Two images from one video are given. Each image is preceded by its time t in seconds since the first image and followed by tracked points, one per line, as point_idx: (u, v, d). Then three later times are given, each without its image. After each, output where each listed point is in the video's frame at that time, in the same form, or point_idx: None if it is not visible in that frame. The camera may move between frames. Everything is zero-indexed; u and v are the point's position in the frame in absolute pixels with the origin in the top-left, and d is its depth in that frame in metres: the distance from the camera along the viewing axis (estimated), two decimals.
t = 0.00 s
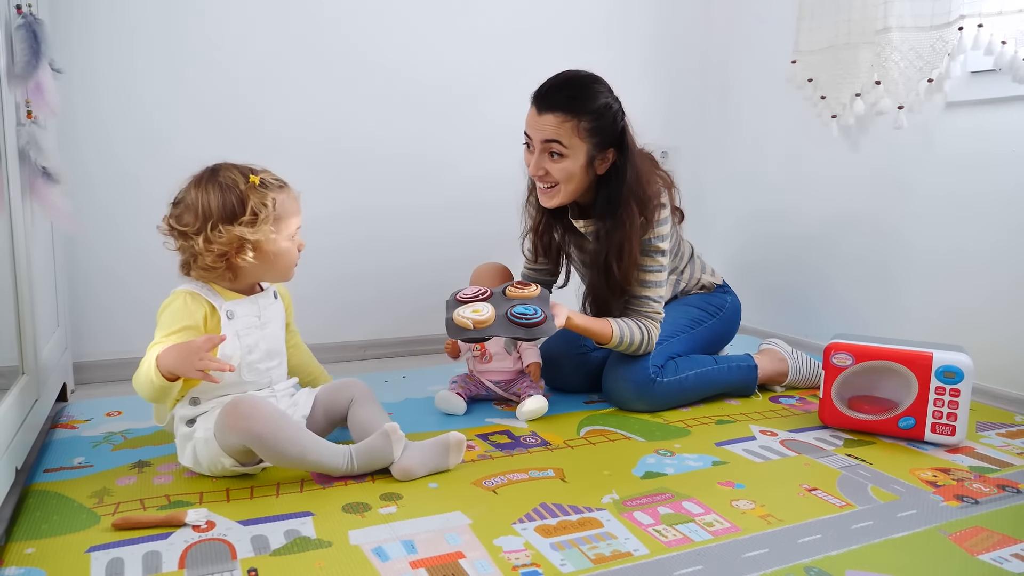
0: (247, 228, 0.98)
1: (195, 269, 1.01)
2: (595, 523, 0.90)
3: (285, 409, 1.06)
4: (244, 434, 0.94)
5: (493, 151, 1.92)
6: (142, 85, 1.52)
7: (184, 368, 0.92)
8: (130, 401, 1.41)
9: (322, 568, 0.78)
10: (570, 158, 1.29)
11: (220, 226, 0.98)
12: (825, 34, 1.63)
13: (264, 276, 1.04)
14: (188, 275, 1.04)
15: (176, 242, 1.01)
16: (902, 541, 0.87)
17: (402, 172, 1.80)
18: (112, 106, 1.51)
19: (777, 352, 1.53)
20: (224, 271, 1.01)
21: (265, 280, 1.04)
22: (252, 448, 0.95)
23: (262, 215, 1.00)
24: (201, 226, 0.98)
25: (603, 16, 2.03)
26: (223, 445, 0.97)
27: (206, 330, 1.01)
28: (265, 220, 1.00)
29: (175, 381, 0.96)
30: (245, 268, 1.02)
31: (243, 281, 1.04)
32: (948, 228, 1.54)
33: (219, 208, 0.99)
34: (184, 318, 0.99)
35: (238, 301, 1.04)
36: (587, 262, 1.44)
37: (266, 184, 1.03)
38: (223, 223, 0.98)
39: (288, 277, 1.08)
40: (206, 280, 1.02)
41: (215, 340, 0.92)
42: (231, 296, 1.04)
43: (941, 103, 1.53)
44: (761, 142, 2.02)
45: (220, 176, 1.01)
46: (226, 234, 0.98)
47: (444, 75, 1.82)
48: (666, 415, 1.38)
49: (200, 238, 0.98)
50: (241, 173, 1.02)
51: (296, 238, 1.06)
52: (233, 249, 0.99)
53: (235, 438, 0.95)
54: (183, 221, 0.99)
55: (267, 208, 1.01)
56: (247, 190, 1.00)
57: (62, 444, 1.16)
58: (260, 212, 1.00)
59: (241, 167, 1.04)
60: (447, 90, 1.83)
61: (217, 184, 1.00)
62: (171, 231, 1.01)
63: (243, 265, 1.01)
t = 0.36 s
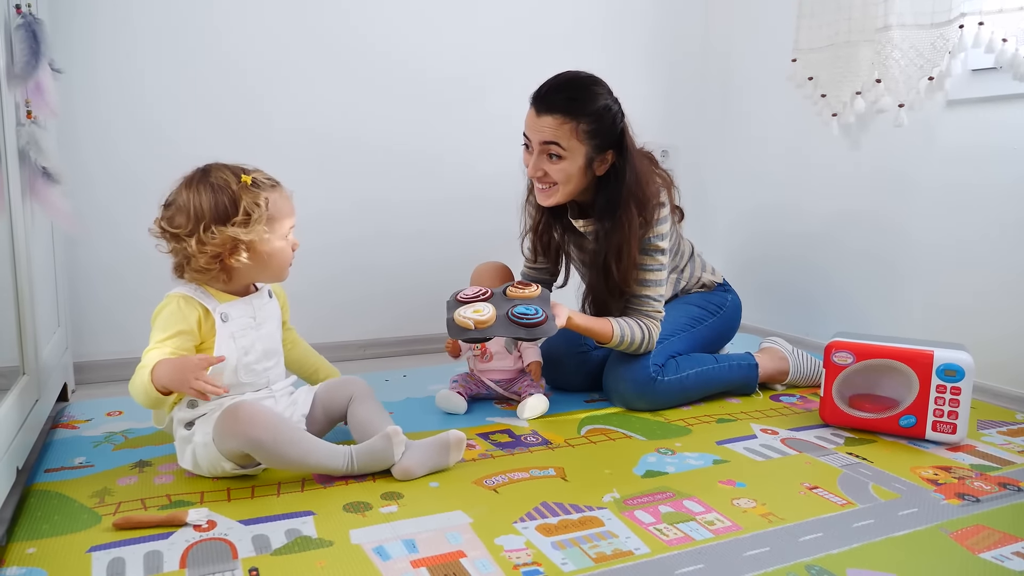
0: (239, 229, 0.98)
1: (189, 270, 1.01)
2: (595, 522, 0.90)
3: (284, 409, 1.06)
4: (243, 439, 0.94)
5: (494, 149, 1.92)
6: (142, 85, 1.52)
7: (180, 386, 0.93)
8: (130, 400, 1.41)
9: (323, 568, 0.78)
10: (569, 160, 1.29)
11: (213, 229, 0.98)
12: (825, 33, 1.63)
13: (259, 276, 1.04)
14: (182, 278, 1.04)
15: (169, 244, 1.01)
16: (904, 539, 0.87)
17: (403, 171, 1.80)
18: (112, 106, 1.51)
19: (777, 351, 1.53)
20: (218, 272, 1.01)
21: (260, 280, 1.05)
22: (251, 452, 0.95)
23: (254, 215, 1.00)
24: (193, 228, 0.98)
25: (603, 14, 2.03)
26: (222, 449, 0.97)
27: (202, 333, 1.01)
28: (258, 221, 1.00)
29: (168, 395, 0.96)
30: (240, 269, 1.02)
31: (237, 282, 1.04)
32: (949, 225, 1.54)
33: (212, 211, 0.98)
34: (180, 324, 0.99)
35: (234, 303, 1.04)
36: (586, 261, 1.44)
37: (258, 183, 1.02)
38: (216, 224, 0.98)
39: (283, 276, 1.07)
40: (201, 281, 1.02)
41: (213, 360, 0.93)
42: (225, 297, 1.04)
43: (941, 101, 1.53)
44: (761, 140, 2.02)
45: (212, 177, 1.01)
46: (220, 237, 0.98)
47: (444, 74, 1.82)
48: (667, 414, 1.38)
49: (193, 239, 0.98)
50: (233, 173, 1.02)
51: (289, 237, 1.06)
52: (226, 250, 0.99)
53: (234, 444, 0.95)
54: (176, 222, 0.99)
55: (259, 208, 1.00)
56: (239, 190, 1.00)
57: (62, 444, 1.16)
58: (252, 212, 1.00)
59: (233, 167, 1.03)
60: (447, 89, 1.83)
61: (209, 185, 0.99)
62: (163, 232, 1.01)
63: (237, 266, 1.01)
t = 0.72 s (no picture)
0: (205, 241, 0.96)
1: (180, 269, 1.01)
2: (594, 520, 0.90)
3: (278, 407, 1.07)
4: (241, 434, 0.94)
5: (493, 148, 1.92)
6: (140, 84, 1.52)
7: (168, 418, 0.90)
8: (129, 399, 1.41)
9: (322, 566, 0.78)
10: (567, 160, 1.29)
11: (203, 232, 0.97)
12: (824, 31, 1.63)
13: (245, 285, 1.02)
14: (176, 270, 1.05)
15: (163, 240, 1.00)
16: (902, 537, 0.87)
17: (402, 169, 1.80)
18: (111, 105, 1.50)
19: (776, 349, 1.53)
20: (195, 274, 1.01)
21: (245, 290, 1.03)
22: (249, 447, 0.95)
23: (226, 231, 0.97)
24: (174, 227, 0.98)
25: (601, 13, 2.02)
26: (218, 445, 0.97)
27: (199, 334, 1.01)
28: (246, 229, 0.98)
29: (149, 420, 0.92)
30: (215, 277, 1.01)
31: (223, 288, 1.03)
32: (949, 223, 1.54)
33: (205, 214, 0.97)
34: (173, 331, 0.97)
35: (229, 303, 1.03)
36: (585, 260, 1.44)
37: (247, 199, 0.99)
38: (190, 229, 0.97)
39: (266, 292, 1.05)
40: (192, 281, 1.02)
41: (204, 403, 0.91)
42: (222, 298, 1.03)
43: (940, 99, 1.53)
44: (760, 138, 2.02)
45: (205, 182, 0.99)
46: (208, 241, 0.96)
47: (443, 72, 1.82)
48: (666, 411, 1.38)
49: (171, 238, 0.98)
50: (229, 181, 1.00)
51: (274, 257, 1.02)
52: (196, 257, 0.98)
53: (232, 438, 0.95)
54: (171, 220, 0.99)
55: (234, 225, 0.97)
56: (223, 202, 0.98)
57: (61, 443, 1.16)
58: (226, 226, 0.97)
59: (233, 172, 1.02)
60: (446, 87, 1.83)
61: (206, 189, 0.98)
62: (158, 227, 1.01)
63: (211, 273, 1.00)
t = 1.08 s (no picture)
0: (307, 288, 0.82)
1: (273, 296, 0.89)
2: (593, 517, 0.90)
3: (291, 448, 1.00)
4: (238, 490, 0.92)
5: (491, 145, 1.91)
6: (138, 81, 1.52)
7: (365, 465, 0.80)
8: (128, 397, 1.40)
9: (321, 564, 0.78)
10: (574, 159, 1.28)
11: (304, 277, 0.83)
12: (823, 28, 1.62)
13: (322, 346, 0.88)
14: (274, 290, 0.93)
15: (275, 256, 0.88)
16: (901, 533, 0.87)
17: (400, 167, 1.79)
18: (110, 102, 1.50)
19: (775, 346, 1.53)
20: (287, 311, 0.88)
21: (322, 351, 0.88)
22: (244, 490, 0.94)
23: (333, 288, 0.82)
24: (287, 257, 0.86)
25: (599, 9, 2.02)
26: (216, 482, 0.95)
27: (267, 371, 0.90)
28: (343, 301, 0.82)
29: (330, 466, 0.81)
30: (303, 323, 0.87)
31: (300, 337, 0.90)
32: (948, 219, 1.54)
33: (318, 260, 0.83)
34: (252, 357, 0.86)
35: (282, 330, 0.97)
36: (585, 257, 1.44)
37: (373, 268, 0.83)
38: (301, 267, 0.84)
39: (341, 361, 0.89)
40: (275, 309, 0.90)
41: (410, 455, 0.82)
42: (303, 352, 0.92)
43: (939, 95, 1.53)
44: (760, 135, 2.02)
45: (339, 231, 0.84)
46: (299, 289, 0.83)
47: (441, 69, 1.82)
48: (665, 409, 1.38)
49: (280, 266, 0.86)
50: (366, 239, 0.85)
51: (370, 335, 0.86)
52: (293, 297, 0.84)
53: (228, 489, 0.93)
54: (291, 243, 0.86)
55: (343, 289, 0.82)
56: (345, 258, 0.82)
57: (59, 441, 1.16)
58: (334, 285, 0.82)
59: (372, 232, 0.87)
60: (444, 85, 1.83)
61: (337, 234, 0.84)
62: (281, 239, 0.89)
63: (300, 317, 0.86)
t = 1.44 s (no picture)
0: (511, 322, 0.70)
1: (431, 300, 0.77)
2: (592, 515, 0.90)
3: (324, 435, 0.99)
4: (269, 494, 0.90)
5: (489, 143, 1.91)
6: (135, 79, 1.51)
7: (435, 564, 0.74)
8: (126, 396, 1.40)
9: (320, 562, 0.78)
10: (594, 155, 1.27)
11: (485, 298, 0.70)
12: (821, 26, 1.62)
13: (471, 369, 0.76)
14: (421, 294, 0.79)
15: (446, 260, 0.76)
16: (898, 531, 0.87)
17: (398, 165, 1.79)
18: (106, 101, 1.50)
19: (773, 344, 1.54)
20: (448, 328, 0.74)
21: (470, 375, 0.77)
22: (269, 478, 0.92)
23: (536, 328, 0.71)
24: (476, 274, 0.72)
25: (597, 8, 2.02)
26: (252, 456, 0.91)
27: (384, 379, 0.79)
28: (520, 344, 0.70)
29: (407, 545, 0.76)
30: (469, 346, 0.74)
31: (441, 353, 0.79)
32: (946, 217, 1.54)
33: (502, 284, 0.71)
34: (396, 371, 0.73)
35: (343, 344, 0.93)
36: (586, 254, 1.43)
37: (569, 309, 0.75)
38: (497, 294, 0.71)
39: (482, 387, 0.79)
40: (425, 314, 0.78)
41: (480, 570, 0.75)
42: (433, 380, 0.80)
43: (936, 93, 1.53)
44: (758, 134, 2.02)
45: (538, 261, 0.73)
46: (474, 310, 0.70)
47: (439, 68, 1.82)
48: (663, 407, 1.38)
49: (466, 284, 0.72)
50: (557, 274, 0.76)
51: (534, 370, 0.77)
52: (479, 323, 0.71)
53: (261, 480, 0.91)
54: (471, 251, 0.74)
55: (546, 329, 0.71)
56: (548, 295, 0.72)
57: (57, 440, 1.16)
58: (536, 323, 0.71)
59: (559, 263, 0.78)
60: (442, 83, 1.83)
61: (527, 262, 0.72)
62: (453, 241, 0.78)
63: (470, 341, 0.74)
